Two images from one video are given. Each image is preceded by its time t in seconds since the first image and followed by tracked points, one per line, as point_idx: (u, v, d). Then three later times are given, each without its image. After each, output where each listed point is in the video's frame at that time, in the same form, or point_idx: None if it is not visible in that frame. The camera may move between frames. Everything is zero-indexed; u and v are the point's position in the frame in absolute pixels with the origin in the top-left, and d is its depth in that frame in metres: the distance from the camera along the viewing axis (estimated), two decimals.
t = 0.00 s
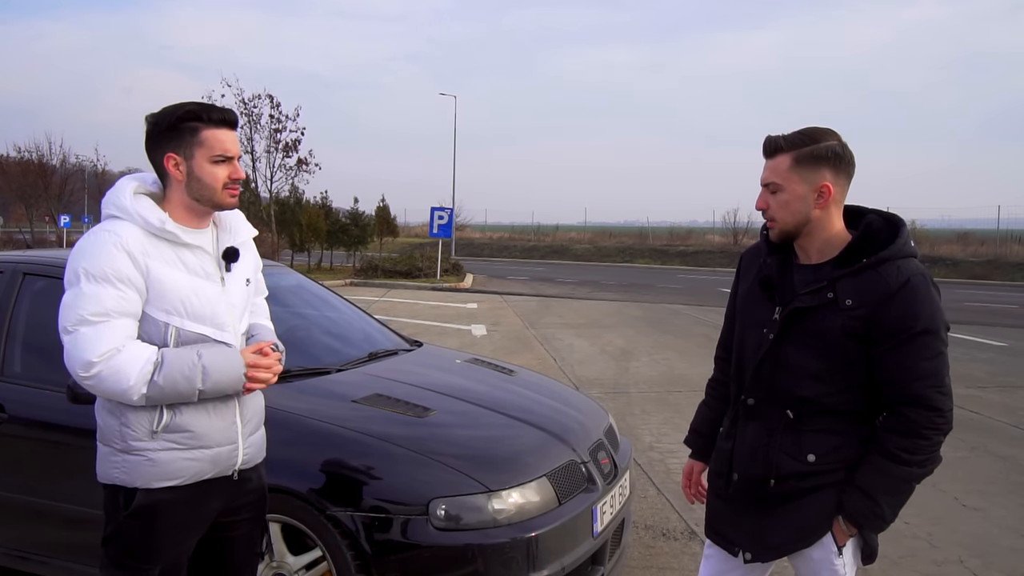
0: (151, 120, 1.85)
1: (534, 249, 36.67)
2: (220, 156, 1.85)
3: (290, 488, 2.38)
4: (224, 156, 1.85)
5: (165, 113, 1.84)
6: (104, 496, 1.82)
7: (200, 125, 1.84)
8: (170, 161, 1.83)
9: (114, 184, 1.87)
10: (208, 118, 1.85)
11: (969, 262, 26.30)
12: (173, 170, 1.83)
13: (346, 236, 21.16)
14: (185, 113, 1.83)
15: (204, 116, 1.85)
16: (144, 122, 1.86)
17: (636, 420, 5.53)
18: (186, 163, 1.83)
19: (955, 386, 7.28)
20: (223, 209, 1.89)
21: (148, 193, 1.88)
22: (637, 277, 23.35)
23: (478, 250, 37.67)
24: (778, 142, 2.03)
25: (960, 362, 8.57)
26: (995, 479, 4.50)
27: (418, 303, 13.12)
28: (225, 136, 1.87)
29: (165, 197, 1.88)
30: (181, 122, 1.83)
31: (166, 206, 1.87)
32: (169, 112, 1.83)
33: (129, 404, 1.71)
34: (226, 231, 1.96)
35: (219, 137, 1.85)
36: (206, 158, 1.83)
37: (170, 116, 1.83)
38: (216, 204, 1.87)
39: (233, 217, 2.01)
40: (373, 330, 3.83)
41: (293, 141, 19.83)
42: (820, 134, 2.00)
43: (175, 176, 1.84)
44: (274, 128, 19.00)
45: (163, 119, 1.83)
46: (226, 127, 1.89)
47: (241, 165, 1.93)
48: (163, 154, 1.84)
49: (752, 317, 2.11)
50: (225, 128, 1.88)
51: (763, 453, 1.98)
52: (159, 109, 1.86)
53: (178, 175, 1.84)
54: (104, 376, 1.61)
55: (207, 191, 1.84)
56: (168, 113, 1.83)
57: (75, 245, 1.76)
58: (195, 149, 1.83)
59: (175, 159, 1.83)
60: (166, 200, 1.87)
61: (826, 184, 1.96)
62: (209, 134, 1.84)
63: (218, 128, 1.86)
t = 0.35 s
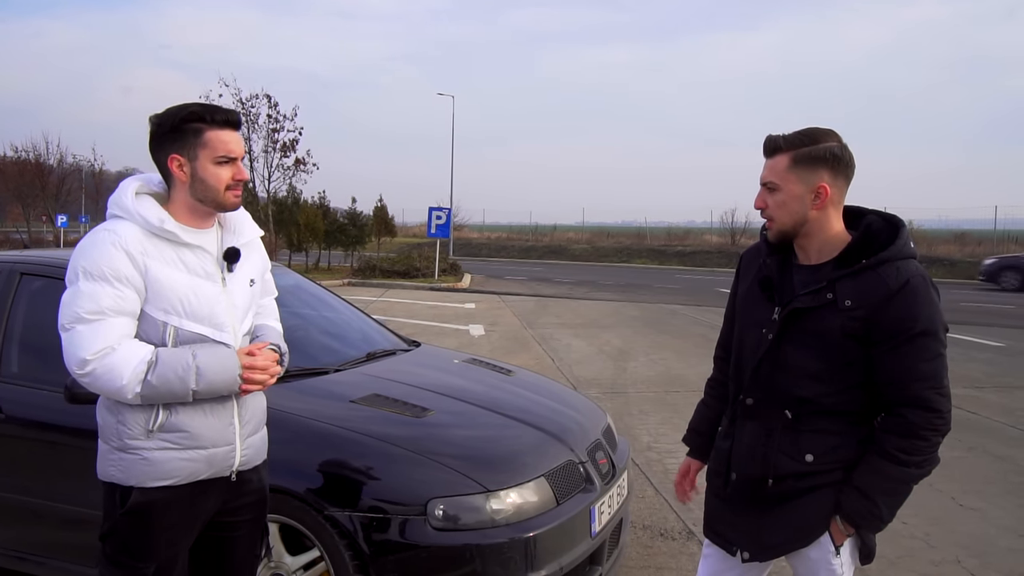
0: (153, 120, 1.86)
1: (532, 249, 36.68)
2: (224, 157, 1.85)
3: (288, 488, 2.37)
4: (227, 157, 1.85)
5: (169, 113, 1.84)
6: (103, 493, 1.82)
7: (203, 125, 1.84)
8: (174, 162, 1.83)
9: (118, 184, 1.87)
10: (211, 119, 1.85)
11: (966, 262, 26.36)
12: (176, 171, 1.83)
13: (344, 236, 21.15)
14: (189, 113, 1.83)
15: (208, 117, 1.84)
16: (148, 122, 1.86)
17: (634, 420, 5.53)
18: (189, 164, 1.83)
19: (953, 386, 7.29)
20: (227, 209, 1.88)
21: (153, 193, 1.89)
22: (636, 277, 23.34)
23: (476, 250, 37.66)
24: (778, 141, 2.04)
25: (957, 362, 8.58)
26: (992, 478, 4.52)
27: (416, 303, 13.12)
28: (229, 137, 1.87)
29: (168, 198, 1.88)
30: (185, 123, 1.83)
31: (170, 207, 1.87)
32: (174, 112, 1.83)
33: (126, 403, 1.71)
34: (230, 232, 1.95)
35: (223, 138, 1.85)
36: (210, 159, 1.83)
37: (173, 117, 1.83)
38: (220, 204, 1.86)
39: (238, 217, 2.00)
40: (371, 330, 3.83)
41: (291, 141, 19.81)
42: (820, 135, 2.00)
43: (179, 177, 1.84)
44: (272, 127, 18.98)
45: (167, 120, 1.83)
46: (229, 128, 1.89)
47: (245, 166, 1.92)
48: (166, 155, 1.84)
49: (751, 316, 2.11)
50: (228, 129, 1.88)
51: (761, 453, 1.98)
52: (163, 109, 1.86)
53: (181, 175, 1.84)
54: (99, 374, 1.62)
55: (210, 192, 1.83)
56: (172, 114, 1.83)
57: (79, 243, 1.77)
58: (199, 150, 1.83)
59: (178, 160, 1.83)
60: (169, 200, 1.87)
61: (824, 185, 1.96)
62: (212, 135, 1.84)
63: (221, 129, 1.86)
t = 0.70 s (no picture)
0: (152, 120, 1.86)
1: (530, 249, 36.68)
2: (224, 158, 1.85)
3: (286, 488, 2.37)
4: (228, 158, 1.85)
5: (169, 113, 1.84)
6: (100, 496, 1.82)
7: (204, 126, 1.84)
8: (173, 162, 1.83)
9: (118, 184, 1.87)
10: (212, 120, 1.85)
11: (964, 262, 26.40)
12: (176, 171, 1.83)
13: (342, 236, 21.14)
14: (189, 114, 1.83)
15: (208, 117, 1.84)
16: (148, 123, 1.86)
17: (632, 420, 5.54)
18: (190, 164, 1.83)
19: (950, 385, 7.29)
20: (226, 209, 1.88)
21: (152, 193, 1.88)
22: (634, 277, 23.33)
23: (474, 250, 37.65)
24: (772, 142, 2.04)
25: (955, 362, 8.59)
26: (989, 478, 4.52)
27: (414, 303, 13.11)
28: (229, 137, 1.87)
29: (168, 198, 1.88)
30: (185, 123, 1.83)
31: (169, 207, 1.87)
32: (174, 112, 1.83)
33: (125, 404, 1.71)
34: (229, 232, 1.95)
35: (223, 139, 1.85)
36: (210, 159, 1.83)
37: (172, 117, 1.83)
38: (220, 204, 1.86)
39: (237, 217, 2.00)
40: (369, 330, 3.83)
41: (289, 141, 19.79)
42: (814, 135, 2.00)
43: (179, 177, 1.84)
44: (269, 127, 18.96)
45: (167, 120, 1.83)
46: (229, 129, 1.88)
47: (245, 167, 1.92)
48: (166, 155, 1.84)
49: (749, 315, 2.11)
50: (229, 130, 1.88)
51: (758, 452, 1.98)
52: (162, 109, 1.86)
53: (181, 175, 1.83)
54: (100, 372, 1.61)
55: (210, 192, 1.83)
56: (172, 114, 1.83)
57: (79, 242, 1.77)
58: (199, 150, 1.83)
59: (178, 160, 1.83)
60: (169, 199, 1.87)
61: (815, 184, 1.97)
62: (212, 135, 1.84)
63: (220, 129, 1.86)
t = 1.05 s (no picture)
0: (147, 120, 1.86)
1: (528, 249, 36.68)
2: (219, 158, 1.85)
3: (283, 489, 2.37)
4: (223, 158, 1.85)
5: (164, 113, 1.83)
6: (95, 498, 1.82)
7: (199, 126, 1.84)
8: (168, 162, 1.83)
9: (112, 183, 1.87)
10: (207, 120, 1.85)
11: (960, 262, 26.46)
12: (171, 171, 1.83)
13: (339, 236, 21.12)
14: (184, 114, 1.82)
15: (203, 118, 1.84)
16: (143, 123, 1.86)
17: (630, 420, 5.54)
18: (184, 164, 1.83)
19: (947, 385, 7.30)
20: (221, 209, 1.88)
21: (147, 193, 1.88)
22: (632, 277, 23.34)
23: (472, 250, 37.63)
24: (767, 144, 2.05)
25: (952, 362, 8.60)
26: (986, 477, 4.53)
27: (412, 303, 13.11)
28: (224, 138, 1.86)
29: (163, 198, 1.88)
30: (180, 123, 1.82)
31: (164, 207, 1.86)
32: (169, 113, 1.83)
33: (120, 404, 1.70)
34: (224, 232, 1.95)
35: (218, 139, 1.85)
36: (205, 159, 1.83)
37: (167, 117, 1.82)
38: (215, 204, 1.86)
39: (232, 217, 2.00)
40: (366, 331, 3.82)
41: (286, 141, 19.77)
42: (809, 136, 2.00)
43: (173, 177, 1.84)
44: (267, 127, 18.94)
45: (162, 120, 1.83)
46: (224, 129, 1.88)
47: (240, 167, 1.92)
48: (160, 155, 1.84)
49: (746, 314, 2.11)
50: (224, 130, 1.88)
51: (755, 452, 1.98)
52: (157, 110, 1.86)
53: (176, 175, 1.83)
54: (95, 372, 1.61)
55: (205, 192, 1.83)
56: (167, 114, 1.83)
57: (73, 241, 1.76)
58: (194, 150, 1.82)
59: (173, 160, 1.83)
60: (163, 199, 1.87)
61: (810, 185, 1.97)
62: (207, 135, 1.83)
63: (216, 129, 1.86)
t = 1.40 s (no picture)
0: (142, 120, 1.85)
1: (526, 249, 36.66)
2: (214, 157, 1.84)
3: (281, 489, 2.37)
4: (218, 157, 1.84)
5: (159, 112, 1.83)
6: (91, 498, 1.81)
7: (194, 125, 1.83)
8: (163, 161, 1.82)
9: (107, 182, 1.86)
10: (202, 119, 1.84)
11: (958, 262, 26.50)
12: (165, 170, 1.83)
13: (337, 236, 21.10)
14: (179, 112, 1.82)
15: (198, 116, 1.84)
16: (138, 121, 1.85)
17: (628, 420, 5.53)
18: (179, 163, 1.82)
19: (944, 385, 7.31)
20: (216, 208, 1.87)
21: (142, 192, 1.88)
22: (629, 277, 23.34)
23: (469, 250, 37.61)
24: (765, 143, 2.05)
25: (950, 361, 8.61)
26: (984, 477, 4.53)
27: (410, 303, 13.09)
28: (219, 136, 1.86)
29: (157, 197, 1.87)
30: (174, 122, 1.82)
31: (159, 205, 1.86)
32: (163, 112, 1.82)
33: (115, 404, 1.70)
34: (219, 230, 1.94)
35: (213, 137, 1.84)
36: (200, 158, 1.82)
37: (162, 116, 1.82)
38: (210, 203, 1.85)
39: (228, 215, 1.99)
40: (365, 330, 3.82)
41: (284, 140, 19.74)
42: (807, 135, 2.00)
43: (168, 176, 1.83)
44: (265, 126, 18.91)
45: (157, 118, 1.82)
46: (220, 128, 1.88)
47: (235, 166, 1.91)
48: (155, 154, 1.83)
49: (745, 314, 2.10)
50: (219, 129, 1.87)
51: (754, 451, 1.98)
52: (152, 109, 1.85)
53: (170, 174, 1.83)
54: (90, 371, 1.61)
55: (200, 191, 1.83)
56: (162, 113, 1.82)
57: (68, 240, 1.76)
58: (189, 149, 1.82)
59: (168, 159, 1.82)
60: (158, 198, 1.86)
61: (809, 185, 1.97)
62: (202, 134, 1.83)
63: (211, 128, 1.85)
